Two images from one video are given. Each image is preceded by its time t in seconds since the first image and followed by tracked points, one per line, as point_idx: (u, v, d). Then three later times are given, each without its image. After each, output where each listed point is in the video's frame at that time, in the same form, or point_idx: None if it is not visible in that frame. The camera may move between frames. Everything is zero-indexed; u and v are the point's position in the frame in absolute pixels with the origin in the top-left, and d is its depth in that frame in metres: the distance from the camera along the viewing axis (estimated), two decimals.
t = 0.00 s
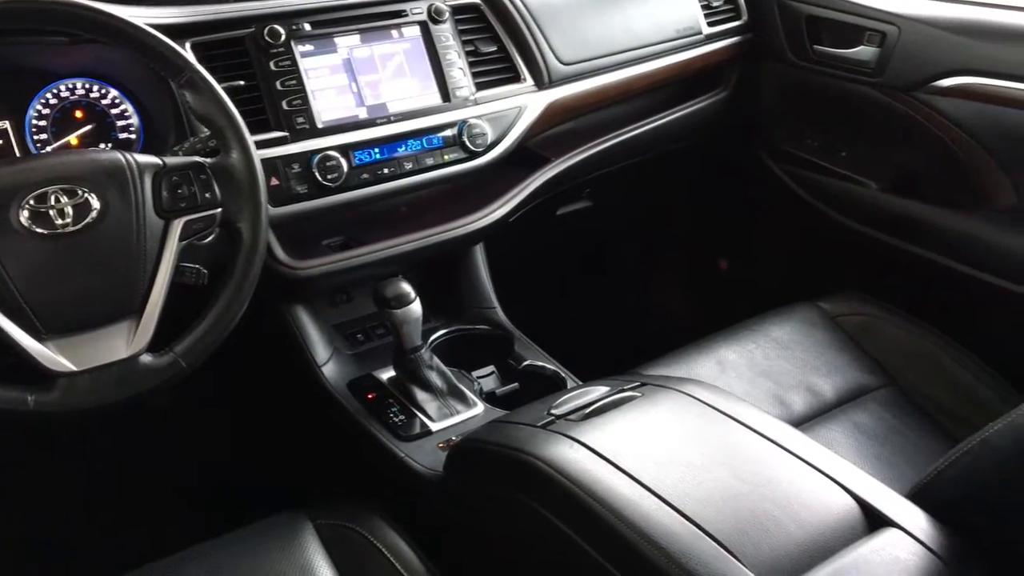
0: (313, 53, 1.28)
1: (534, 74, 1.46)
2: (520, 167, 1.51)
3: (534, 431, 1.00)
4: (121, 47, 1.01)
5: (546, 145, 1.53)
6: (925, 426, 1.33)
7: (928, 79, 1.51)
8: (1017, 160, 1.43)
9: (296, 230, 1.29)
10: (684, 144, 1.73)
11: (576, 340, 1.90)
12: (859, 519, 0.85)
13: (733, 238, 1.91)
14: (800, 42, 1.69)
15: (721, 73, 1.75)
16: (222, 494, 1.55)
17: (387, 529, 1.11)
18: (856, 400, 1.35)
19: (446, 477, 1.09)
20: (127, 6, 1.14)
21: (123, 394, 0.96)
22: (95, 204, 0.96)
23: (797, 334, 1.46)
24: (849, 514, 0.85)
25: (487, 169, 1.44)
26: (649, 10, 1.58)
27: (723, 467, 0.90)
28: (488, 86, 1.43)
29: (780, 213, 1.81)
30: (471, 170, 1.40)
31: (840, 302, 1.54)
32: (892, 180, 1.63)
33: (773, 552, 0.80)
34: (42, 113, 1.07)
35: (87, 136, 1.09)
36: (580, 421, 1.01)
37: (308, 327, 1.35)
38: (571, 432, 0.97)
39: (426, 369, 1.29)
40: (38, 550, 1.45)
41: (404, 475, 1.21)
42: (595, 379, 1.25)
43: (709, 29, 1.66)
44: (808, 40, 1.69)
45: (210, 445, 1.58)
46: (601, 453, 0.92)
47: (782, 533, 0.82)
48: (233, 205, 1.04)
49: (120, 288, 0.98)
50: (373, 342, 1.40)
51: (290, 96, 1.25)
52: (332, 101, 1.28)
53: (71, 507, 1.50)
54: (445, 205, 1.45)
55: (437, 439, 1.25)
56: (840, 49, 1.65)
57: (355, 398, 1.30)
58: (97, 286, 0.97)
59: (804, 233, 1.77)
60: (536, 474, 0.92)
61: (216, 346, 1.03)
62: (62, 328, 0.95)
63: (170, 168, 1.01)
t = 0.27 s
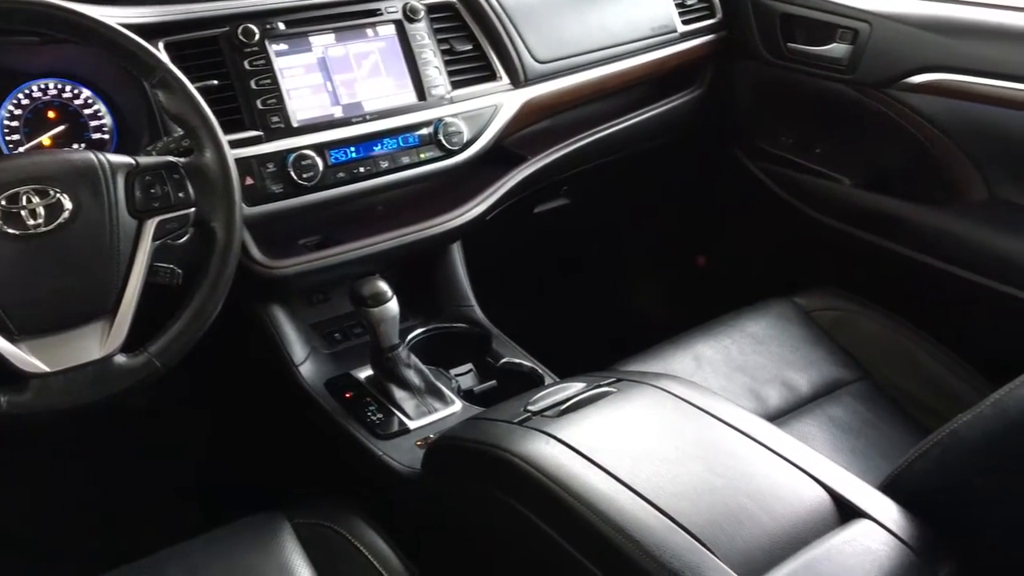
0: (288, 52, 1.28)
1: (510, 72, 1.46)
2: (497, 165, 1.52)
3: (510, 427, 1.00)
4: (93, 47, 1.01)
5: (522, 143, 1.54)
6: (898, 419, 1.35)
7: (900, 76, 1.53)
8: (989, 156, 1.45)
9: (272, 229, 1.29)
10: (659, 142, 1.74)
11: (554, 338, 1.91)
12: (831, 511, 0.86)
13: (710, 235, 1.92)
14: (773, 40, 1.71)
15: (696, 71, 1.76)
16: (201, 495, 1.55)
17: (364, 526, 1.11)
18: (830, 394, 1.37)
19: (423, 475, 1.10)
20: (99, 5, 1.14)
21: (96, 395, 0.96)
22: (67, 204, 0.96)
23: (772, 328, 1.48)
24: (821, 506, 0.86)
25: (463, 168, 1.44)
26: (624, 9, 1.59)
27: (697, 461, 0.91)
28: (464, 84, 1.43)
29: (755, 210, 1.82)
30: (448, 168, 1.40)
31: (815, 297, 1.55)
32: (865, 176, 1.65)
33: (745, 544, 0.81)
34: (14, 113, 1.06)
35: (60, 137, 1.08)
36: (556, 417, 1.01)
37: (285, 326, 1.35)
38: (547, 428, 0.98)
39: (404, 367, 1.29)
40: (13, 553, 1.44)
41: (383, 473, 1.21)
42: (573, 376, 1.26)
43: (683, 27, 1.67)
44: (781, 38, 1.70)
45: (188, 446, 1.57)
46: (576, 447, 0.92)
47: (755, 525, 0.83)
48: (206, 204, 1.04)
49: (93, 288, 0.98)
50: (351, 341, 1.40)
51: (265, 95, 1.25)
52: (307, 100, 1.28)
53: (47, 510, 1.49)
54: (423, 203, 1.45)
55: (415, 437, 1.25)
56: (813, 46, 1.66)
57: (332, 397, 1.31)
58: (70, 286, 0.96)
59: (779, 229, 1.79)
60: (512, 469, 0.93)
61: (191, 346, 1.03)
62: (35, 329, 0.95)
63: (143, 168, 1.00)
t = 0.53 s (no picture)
0: (260, 51, 1.27)
1: (484, 71, 1.46)
2: (472, 163, 1.52)
3: (485, 423, 1.00)
4: (63, 46, 1.00)
5: (497, 141, 1.54)
6: (871, 412, 1.36)
7: (871, 72, 1.54)
8: (964, 154, 1.49)
9: (246, 228, 1.29)
10: (634, 139, 1.75)
11: (531, 335, 1.91)
12: (802, 502, 0.87)
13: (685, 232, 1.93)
14: (746, 37, 1.72)
15: (670, 68, 1.77)
16: (176, 496, 1.54)
17: (341, 525, 1.11)
18: (804, 388, 1.38)
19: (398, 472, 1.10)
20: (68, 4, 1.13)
21: (67, 395, 0.96)
22: (37, 204, 0.95)
23: (746, 324, 1.49)
24: (792, 498, 0.87)
25: (438, 166, 1.44)
26: (597, 7, 1.60)
27: (670, 455, 0.91)
28: (438, 83, 1.43)
29: (729, 206, 1.83)
30: (423, 166, 1.40)
31: (788, 293, 1.57)
32: (837, 172, 1.66)
33: (717, 537, 0.82)
34: None
35: (30, 136, 1.07)
36: (530, 413, 1.01)
37: (259, 326, 1.35)
38: (522, 424, 0.98)
39: (380, 365, 1.29)
40: None
41: (359, 472, 1.21)
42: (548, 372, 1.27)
43: (657, 25, 1.68)
44: (754, 35, 1.71)
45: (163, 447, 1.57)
46: (550, 443, 0.93)
47: (727, 518, 0.83)
48: (178, 203, 1.04)
49: (64, 288, 0.97)
50: (326, 340, 1.40)
51: (237, 93, 1.24)
52: (280, 99, 1.28)
53: (19, 513, 1.47)
54: (398, 201, 1.45)
55: (391, 435, 1.25)
56: (785, 43, 1.67)
57: (308, 396, 1.30)
58: (40, 286, 0.96)
59: (753, 226, 1.80)
60: (486, 466, 0.93)
61: (163, 346, 1.03)
62: (4, 329, 0.94)
63: (113, 167, 1.00)
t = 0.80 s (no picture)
0: (233, 49, 1.27)
1: (459, 69, 1.46)
2: (448, 161, 1.52)
3: (461, 420, 1.00)
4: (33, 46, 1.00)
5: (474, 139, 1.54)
6: (844, 405, 1.38)
7: (843, 70, 1.56)
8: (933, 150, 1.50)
9: (221, 227, 1.28)
10: (610, 137, 1.76)
11: (509, 333, 1.92)
12: (774, 495, 0.88)
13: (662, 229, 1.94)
14: (720, 35, 1.73)
15: (645, 66, 1.78)
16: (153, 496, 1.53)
17: (318, 524, 1.12)
18: (778, 383, 1.39)
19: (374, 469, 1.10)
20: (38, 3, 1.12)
21: (40, 395, 0.95)
22: (8, 204, 0.94)
23: (721, 319, 1.50)
24: (764, 490, 0.88)
25: (414, 164, 1.44)
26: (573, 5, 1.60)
27: (644, 450, 0.92)
28: (413, 81, 1.43)
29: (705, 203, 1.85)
30: (398, 165, 1.40)
31: (763, 288, 1.58)
32: (810, 169, 1.68)
33: (690, 530, 0.82)
34: None
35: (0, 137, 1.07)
36: (506, 409, 1.02)
37: (235, 325, 1.34)
38: (497, 420, 0.98)
39: (358, 365, 1.28)
40: None
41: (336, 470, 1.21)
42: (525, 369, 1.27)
43: (631, 23, 1.69)
44: (728, 33, 1.72)
45: (139, 447, 1.56)
46: (525, 439, 0.93)
47: (700, 511, 0.84)
48: (151, 202, 1.04)
49: (36, 289, 0.96)
50: (303, 339, 1.40)
51: (210, 92, 1.24)
52: (254, 98, 1.28)
53: None
54: (374, 200, 1.45)
55: (368, 433, 1.25)
56: (758, 41, 1.68)
57: (285, 395, 1.30)
58: (12, 287, 0.95)
59: (729, 222, 1.81)
60: (462, 462, 0.93)
61: (136, 346, 1.03)
62: None
63: (85, 166, 0.99)
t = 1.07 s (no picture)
0: (209, 48, 1.27)
1: (435, 67, 1.47)
2: (425, 159, 1.52)
3: (438, 417, 1.01)
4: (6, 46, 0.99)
5: (451, 138, 1.54)
6: (820, 399, 1.39)
7: (817, 67, 1.57)
8: (907, 149, 1.53)
9: (197, 226, 1.28)
10: (588, 135, 1.76)
11: (488, 331, 1.92)
12: (748, 487, 0.89)
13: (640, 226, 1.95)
14: (696, 33, 1.74)
15: (622, 64, 1.79)
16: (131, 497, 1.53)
17: (296, 522, 1.12)
18: (755, 377, 1.41)
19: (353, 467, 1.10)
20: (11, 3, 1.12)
21: (16, 396, 0.95)
22: None
23: (699, 315, 1.51)
24: (739, 483, 0.89)
25: (391, 163, 1.44)
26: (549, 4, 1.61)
27: (620, 445, 0.93)
28: (390, 80, 1.43)
29: (682, 200, 1.86)
30: (375, 164, 1.40)
31: (740, 284, 1.59)
32: (786, 165, 1.69)
33: (666, 523, 0.83)
34: None
35: None
36: (483, 405, 1.02)
37: (212, 325, 1.34)
38: (475, 416, 0.99)
39: (335, 363, 1.29)
40: None
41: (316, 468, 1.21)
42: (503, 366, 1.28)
43: (608, 22, 1.70)
44: (703, 31, 1.73)
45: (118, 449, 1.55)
46: (502, 434, 0.94)
47: (675, 505, 0.85)
48: (126, 202, 1.04)
49: (9, 289, 0.96)
50: (281, 339, 1.40)
51: (186, 92, 1.24)
52: (230, 97, 1.27)
53: None
54: (351, 198, 1.45)
55: (347, 431, 1.26)
56: (734, 39, 1.70)
57: (263, 394, 1.30)
58: None
59: (706, 219, 1.82)
60: (439, 459, 0.94)
61: (112, 347, 1.03)
62: None
63: (59, 166, 0.99)
